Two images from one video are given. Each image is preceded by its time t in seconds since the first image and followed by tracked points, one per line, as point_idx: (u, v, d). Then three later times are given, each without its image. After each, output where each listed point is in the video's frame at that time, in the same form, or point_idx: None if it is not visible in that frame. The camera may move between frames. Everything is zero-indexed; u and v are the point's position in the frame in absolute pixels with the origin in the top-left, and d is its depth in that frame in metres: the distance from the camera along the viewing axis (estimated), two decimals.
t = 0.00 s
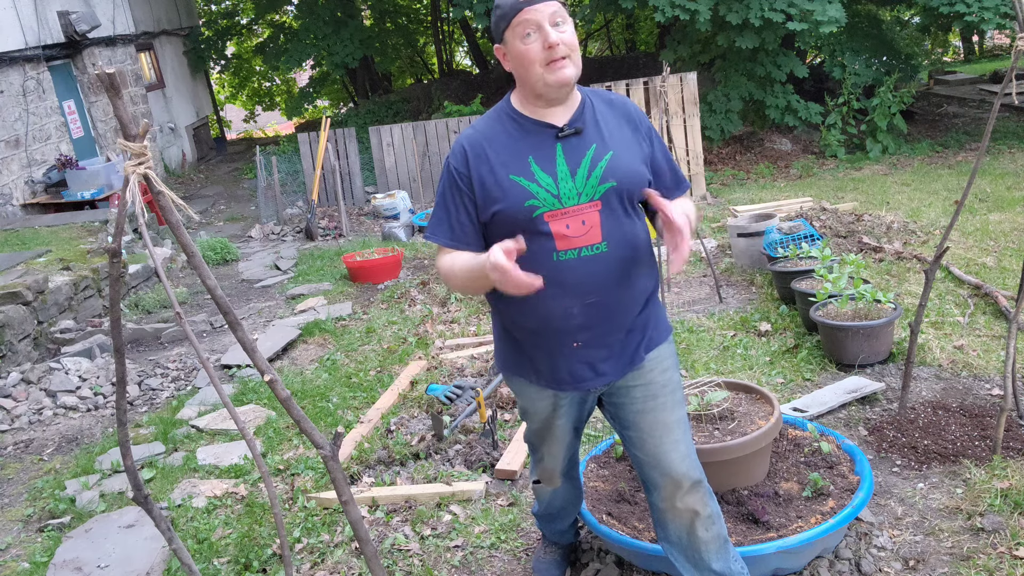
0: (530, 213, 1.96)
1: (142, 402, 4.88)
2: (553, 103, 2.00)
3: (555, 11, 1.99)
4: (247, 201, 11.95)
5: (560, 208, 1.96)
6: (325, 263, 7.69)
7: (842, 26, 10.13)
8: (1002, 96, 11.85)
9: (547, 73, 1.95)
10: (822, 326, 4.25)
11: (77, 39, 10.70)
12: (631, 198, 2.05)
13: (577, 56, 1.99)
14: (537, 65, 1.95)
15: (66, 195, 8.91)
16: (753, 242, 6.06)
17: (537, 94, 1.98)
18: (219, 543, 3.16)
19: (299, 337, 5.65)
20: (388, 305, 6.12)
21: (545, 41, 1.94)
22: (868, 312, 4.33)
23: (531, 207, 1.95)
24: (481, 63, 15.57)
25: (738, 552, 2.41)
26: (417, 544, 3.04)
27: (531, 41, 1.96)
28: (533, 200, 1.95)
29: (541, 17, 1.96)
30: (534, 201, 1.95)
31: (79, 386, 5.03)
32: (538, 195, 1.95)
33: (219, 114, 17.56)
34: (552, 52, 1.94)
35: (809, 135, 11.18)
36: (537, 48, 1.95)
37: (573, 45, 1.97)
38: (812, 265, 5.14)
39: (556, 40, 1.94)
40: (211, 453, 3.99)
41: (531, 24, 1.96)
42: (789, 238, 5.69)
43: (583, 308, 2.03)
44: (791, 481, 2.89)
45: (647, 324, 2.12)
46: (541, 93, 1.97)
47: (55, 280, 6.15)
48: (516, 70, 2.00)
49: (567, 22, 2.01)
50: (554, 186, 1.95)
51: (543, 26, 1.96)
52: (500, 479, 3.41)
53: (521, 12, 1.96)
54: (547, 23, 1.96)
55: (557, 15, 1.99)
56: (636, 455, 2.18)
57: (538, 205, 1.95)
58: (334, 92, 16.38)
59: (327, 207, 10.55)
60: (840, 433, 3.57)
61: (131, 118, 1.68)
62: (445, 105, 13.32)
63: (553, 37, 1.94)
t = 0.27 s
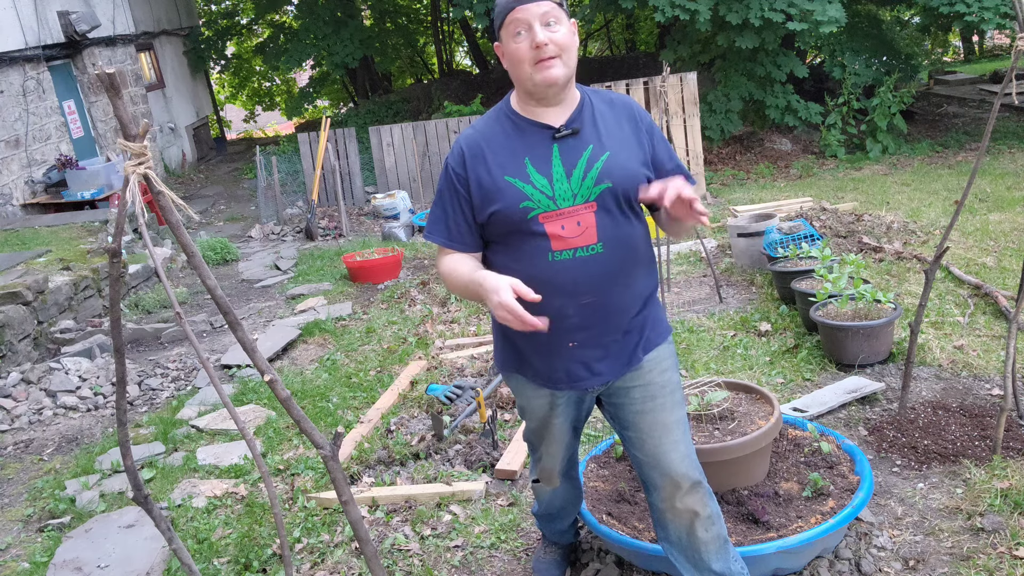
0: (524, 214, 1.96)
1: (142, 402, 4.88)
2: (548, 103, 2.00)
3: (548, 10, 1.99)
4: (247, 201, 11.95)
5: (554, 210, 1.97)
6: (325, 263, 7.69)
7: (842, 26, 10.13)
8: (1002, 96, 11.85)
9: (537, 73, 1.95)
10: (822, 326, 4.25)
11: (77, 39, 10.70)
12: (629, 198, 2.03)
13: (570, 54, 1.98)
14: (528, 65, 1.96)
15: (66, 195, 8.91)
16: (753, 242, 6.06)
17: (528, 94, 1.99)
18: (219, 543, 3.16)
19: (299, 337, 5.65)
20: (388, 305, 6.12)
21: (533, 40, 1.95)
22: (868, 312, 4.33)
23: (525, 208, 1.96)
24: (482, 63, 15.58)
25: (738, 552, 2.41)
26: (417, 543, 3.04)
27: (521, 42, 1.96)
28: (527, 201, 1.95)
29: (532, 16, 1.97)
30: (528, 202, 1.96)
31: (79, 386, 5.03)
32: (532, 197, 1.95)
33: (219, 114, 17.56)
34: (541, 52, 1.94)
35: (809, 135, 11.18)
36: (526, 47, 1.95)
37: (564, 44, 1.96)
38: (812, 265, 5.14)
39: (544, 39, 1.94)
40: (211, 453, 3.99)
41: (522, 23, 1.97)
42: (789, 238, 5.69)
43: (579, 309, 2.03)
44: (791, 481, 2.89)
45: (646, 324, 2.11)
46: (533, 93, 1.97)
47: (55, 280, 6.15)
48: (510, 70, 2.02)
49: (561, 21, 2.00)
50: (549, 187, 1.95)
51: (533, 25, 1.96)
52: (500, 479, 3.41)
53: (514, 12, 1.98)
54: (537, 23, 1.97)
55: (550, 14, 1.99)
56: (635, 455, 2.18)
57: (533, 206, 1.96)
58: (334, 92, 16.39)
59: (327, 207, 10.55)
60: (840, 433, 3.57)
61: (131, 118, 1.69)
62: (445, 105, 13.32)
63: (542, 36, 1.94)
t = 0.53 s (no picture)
0: (524, 214, 1.96)
1: (142, 402, 4.88)
2: (554, 104, 1.99)
3: (568, 15, 1.96)
4: (247, 201, 11.95)
5: (554, 211, 1.97)
6: (325, 263, 7.69)
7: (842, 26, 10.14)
8: (1002, 96, 11.85)
9: (546, 74, 1.93)
10: (822, 326, 4.24)
11: (77, 39, 10.70)
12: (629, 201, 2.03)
13: (581, 61, 1.96)
14: (538, 65, 1.94)
15: (66, 195, 8.91)
16: (753, 242, 6.06)
17: (535, 93, 1.97)
18: (220, 543, 3.16)
19: (299, 337, 5.65)
20: (388, 305, 6.12)
21: (548, 42, 1.92)
22: (868, 312, 4.33)
23: (525, 208, 1.96)
24: (482, 64, 15.58)
25: (738, 552, 2.41)
26: (417, 543, 3.04)
27: (537, 40, 1.94)
28: (527, 201, 1.96)
29: (550, 17, 1.95)
30: (529, 203, 1.96)
31: (79, 386, 5.03)
32: (533, 197, 1.96)
33: (219, 114, 17.56)
34: (554, 54, 1.92)
35: (809, 135, 11.18)
36: (540, 47, 1.93)
37: (578, 51, 1.94)
38: (812, 265, 5.14)
39: (559, 43, 1.91)
40: (211, 453, 3.99)
41: (540, 23, 1.95)
42: (789, 238, 5.69)
43: (578, 309, 2.03)
44: (790, 481, 2.89)
45: (646, 325, 2.11)
46: (542, 94, 1.95)
47: (55, 280, 6.15)
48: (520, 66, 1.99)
49: (579, 27, 1.98)
50: (550, 188, 1.95)
51: (550, 27, 1.94)
52: (500, 479, 3.41)
53: (532, 10, 1.96)
54: (555, 25, 1.94)
55: (570, 18, 1.96)
56: (636, 455, 2.18)
57: (533, 207, 1.96)
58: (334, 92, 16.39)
59: (327, 207, 10.55)
60: (840, 433, 3.57)
61: (131, 118, 1.68)
62: (445, 105, 13.33)
63: (557, 40, 1.91)
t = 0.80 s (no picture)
0: (524, 215, 1.96)
1: (142, 402, 4.88)
2: (557, 103, 1.98)
3: (576, 17, 1.96)
4: (247, 201, 11.95)
5: (556, 212, 1.97)
6: (325, 263, 7.69)
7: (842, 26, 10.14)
8: (1002, 96, 11.85)
9: (552, 73, 1.92)
10: (822, 326, 4.24)
11: (77, 39, 10.70)
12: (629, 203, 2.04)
13: (585, 63, 1.96)
14: (544, 63, 1.93)
15: (66, 195, 8.91)
16: (753, 242, 6.06)
17: (537, 90, 1.96)
18: (220, 543, 3.16)
19: (299, 337, 5.65)
20: (388, 305, 6.12)
21: (556, 41, 1.91)
22: (868, 312, 4.33)
23: (527, 208, 1.96)
24: (482, 64, 15.58)
25: (738, 552, 2.41)
26: (417, 544, 3.04)
27: (544, 38, 1.92)
28: (529, 201, 1.95)
29: (559, 17, 1.94)
30: (531, 202, 1.96)
31: (79, 386, 5.03)
32: (535, 197, 1.96)
33: (219, 114, 17.56)
34: (562, 53, 1.91)
35: (809, 135, 11.19)
36: (548, 44, 1.91)
37: (584, 53, 1.94)
38: (812, 265, 5.14)
39: (568, 42, 1.91)
40: (211, 453, 3.99)
41: (549, 21, 1.93)
42: (789, 238, 5.69)
43: (579, 311, 2.03)
44: (791, 481, 2.89)
45: (645, 326, 2.11)
46: (548, 93, 1.94)
47: (55, 280, 6.15)
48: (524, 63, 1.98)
49: (585, 30, 1.98)
50: (552, 189, 1.96)
51: (560, 26, 1.93)
52: (500, 479, 3.41)
53: (542, 9, 1.94)
54: (564, 25, 1.93)
55: (578, 20, 1.96)
56: (635, 456, 2.17)
57: (535, 208, 1.96)
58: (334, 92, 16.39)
59: (327, 207, 10.55)
60: (840, 433, 3.57)
61: (131, 118, 1.68)
62: (445, 105, 13.33)
63: (566, 39, 1.91)
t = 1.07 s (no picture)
0: (526, 218, 1.96)
1: (142, 402, 4.88)
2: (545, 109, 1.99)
3: (549, 26, 1.97)
4: (247, 201, 11.95)
5: (559, 214, 1.97)
6: (325, 263, 7.69)
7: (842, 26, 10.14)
8: (1002, 96, 11.85)
9: (530, 87, 1.94)
10: (822, 326, 4.24)
11: (77, 39, 10.70)
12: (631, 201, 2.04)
13: (566, 71, 1.97)
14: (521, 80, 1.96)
15: (66, 195, 8.91)
16: (753, 242, 6.06)
17: (523, 103, 1.98)
18: (219, 543, 3.16)
19: (299, 337, 5.65)
20: (388, 305, 6.12)
21: (529, 57, 1.94)
22: (868, 312, 4.33)
23: (529, 212, 1.96)
24: (482, 64, 15.58)
25: (739, 552, 2.41)
26: (417, 544, 3.04)
27: (518, 57, 1.96)
28: (531, 205, 1.95)
29: (529, 31, 1.96)
30: (533, 206, 1.96)
31: (79, 386, 5.03)
32: (537, 201, 1.96)
33: (219, 114, 17.56)
34: (535, 71, 1.94)
35: (809, 135, 11.18)
36: (522, 62, 1.95)
37: (560, 62, 1.96)
38: (812, 265, 5.13)
39: (540, 58, 1.93)
40: (211, 453, 3.99)
41: (521, 37, 1.96)
42: (789, 238, 5.69)
43: (582, 311, 2.03)
44: (791, 481, 2.89)
45: (647, 325, 2.11)
46: (531, 106, 1.97)
47: (55, 280, 6.15)
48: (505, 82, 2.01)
49: (562, 36, 1.99)
50: (553, 191, 1.96)
51: (531, 41, 1.95)
52: (500, 479, 3.41)
53: (511, 26, 1.97)
54: (535, 39, 1.95)
55: (551, 29, 1.97)
56: (637, 455, 2.17)
57: (537, 211, 1.96)
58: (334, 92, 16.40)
59: (327, 207, 10.55)
60: (840, 433, 3.57)
61: (131, 118, 1.68)
62: (445, 105, 13.33)
63: (538, 56, 1.93)
